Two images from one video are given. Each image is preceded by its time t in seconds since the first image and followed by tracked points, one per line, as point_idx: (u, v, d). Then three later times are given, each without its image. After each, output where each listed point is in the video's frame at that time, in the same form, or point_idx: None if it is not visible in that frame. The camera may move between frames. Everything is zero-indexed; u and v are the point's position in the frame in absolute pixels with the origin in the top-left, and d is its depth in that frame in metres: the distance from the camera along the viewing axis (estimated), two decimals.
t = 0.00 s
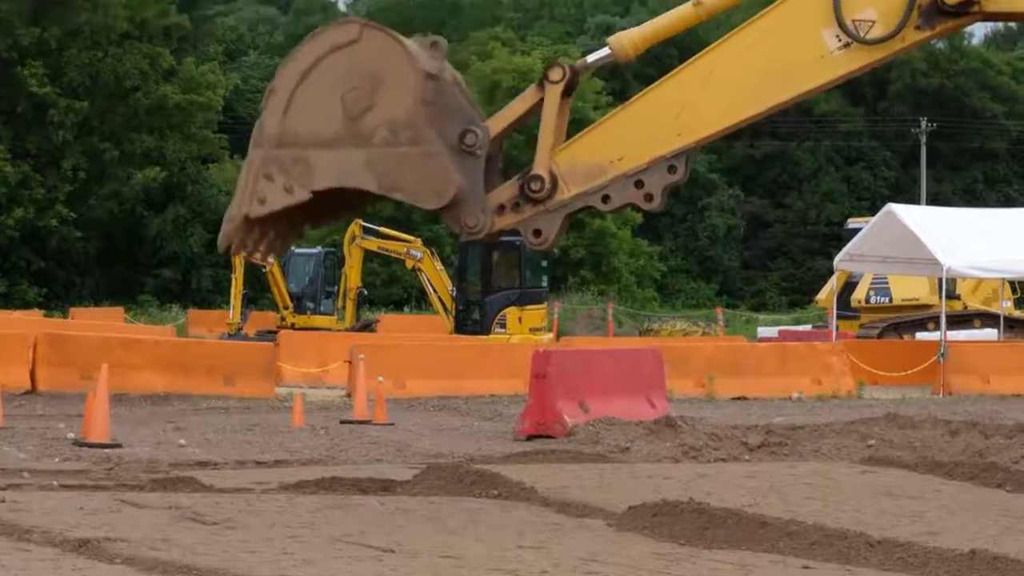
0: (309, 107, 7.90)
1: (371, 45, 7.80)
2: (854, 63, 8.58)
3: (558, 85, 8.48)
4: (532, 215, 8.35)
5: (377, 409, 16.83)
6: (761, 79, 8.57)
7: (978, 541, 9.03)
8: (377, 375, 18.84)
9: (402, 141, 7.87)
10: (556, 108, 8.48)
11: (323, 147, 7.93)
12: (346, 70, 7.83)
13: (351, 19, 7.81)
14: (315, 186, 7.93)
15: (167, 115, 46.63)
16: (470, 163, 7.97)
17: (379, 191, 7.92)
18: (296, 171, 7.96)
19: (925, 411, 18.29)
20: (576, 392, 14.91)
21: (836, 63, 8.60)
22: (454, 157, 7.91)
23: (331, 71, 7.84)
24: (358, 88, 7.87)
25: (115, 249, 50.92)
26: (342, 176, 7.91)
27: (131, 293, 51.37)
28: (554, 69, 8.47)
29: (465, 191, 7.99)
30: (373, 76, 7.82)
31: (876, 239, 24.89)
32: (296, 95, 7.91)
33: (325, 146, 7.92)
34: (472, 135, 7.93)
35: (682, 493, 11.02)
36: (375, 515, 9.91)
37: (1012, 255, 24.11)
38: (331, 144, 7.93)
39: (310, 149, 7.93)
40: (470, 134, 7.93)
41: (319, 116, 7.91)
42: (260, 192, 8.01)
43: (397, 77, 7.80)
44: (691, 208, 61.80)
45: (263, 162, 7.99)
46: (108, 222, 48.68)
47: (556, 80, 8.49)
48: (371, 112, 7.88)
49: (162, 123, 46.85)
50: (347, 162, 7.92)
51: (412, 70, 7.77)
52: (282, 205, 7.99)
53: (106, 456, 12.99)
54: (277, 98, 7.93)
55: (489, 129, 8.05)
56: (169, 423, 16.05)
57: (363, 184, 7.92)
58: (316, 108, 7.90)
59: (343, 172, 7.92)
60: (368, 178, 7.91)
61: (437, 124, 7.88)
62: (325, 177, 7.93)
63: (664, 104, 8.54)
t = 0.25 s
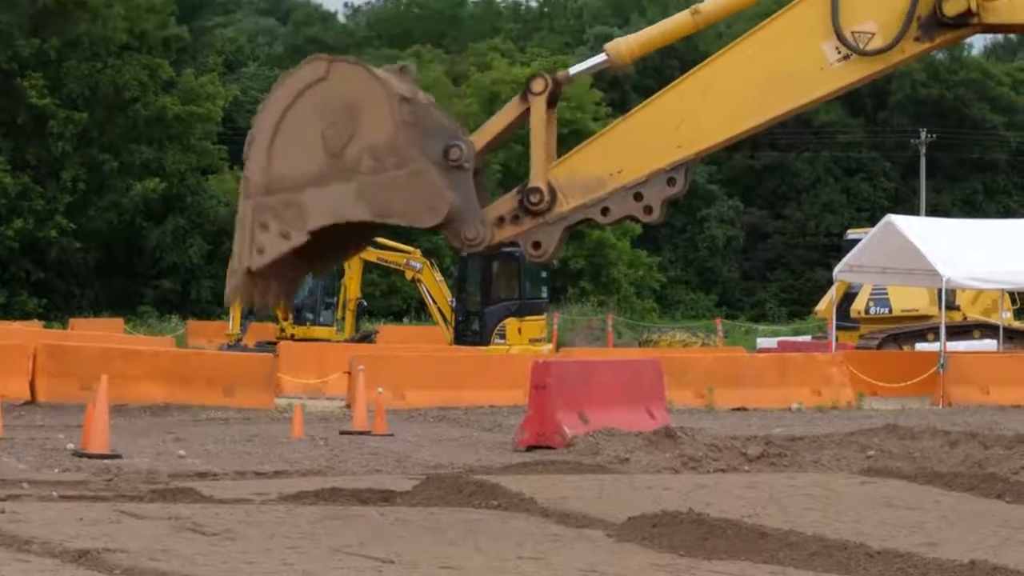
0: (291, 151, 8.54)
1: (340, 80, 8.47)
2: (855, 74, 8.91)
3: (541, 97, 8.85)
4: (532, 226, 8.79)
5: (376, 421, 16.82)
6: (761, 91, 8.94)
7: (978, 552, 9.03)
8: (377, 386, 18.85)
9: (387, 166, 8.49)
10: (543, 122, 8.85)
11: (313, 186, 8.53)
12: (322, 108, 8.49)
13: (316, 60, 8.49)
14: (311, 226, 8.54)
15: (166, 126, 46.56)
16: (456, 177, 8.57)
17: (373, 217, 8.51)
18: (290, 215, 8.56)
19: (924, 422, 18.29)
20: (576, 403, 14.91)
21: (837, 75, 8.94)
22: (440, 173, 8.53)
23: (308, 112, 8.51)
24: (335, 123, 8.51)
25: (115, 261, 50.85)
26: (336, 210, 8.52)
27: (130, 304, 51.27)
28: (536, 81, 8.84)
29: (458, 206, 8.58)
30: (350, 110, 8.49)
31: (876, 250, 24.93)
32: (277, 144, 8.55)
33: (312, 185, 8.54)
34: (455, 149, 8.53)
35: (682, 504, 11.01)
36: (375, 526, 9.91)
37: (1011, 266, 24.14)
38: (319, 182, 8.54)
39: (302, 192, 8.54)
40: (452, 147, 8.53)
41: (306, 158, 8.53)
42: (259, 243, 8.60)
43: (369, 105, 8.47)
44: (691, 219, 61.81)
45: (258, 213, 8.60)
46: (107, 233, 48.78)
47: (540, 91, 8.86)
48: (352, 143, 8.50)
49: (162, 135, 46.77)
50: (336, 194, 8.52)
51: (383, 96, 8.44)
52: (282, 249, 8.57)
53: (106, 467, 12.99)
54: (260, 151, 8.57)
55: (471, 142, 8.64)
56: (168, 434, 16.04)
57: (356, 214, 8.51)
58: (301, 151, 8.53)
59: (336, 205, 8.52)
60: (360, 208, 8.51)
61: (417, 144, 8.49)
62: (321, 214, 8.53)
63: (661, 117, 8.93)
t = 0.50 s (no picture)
0: (278, 195, 8.88)
1: (311, 117, 8.89)
2: (854, 79, 8.94)
3: (523, 103, 9.00)
4: (532, 231, 8.98)
5: (376, 425, 16.80)
6: (761, 96, 8.98)
7: (977, 557, 9.04)
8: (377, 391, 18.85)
9: (374, 188, 8.84)
10: (528, 126, 9.02)
11: (307, 223, 8.84)
12: (299, 147, 8.88)
13: (283, 104, 8.91)
14: (313, 262, 8.81)
15: (166, 131, 46.46)
16: (441, 186, 8.88)
17: (370, 240, 8.81)
18: (291, 258, 8.84)
19: (924, 427, 18.32)
20: (575, 409, 14.91)
21: (836, 80, 8.96)
22: (426, 186, 8.86)
23: (288, 153, 8.89)
24: (316, 159, 8.89)
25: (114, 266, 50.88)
26: (334, 242, 8.81)
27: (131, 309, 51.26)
28: (515, 88, 8.99)
29: (453, 215, 8.87)
30: (327, 145, 8.88)
31: (875, 255, 24.97)
32: (263, 193, 8.91)
33: (306, 224, 8.84)
34: (437, 160, 8.87)
35: (683, 509, 11.01)
36: (374, 531, 9.92)
37: (1011, 271, 24.15)
38: (312, 219, 8.85)
39: (297, 232, 8.84)
40: (433, 159, 8.87)
41: (294, 199, 8.87)
42: (266, 291, 8.85)
43: (344, 135, 8.87)
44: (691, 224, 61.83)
45: (258, 263, 8.87)
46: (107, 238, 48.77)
47: (519, 99, 9.00)
48: (336, 174, 8.87)
49: (161, 140, 46.82)
50: (331, 227, 8.83)
51: (355, 124, 8.86)
52: (290, 291, 8.82)
53: (106, 472, 13.00)
54: (248, 203, 8.91)
55: (453, 152, 8.97)
56: (169, 439, 16.06)
57: (354, 241, 8.81)
58: (288, 192, 8.87)
59: (333, 236, 8.82)
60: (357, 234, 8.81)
61: (399, 161, 8.85)
62: (320, 248, 8.82)
63: (659, 124, 9.00)
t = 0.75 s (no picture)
0: (272, 243, 8.85)
1: (287, 159, 8.90)
2: (855, 81, 9.18)
3: (506, 111, 9.13)
4: (532, 234, 9.15)
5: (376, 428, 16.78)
6: (761, 98, 9.20)
7: (978, 559, 9.03)
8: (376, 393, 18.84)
9: (367, 212, 8.87)
10: (513, 134, 9.16)
11: (310, 264, 8.84)
12: (283, 191, 8.88)
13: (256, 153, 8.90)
14: (324, 301, 8.80)
15: (166, 133, 46.46)
16: (432, 198, 8.95)
17: (376, 262, 8.83)
18: (301, 302, 8.80)
19: (924, 429, 18.34)
20: (575, 411, 14.93)
21: (836, 82, 9.20)
22: (417, 201, 8.91)
23: (272, 202, 8.88)
24: (301, 199, 8.89)
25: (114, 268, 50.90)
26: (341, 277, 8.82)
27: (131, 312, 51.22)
28: (495, 97, 9.13)
29: (449, 224, 8.94)
30: (309, 182, 8.89)
31: (875, 257, 24.98)
32: (256, 246, 8.88)
33: (307, 265, 8.84)
34: (423, 173, 8.93)
35: (682, 511, 11.01)
36: (374, 533, 9.93)
37: (1011, 272, 24.15)
38: (313, 258, 8.85)
39: (302, 276, 8.82)
40: (419, 172, 8.93)
41: (290, 244, 8.85)
42: (283, 340, 8.81)
43: (324, 170, 8.89)
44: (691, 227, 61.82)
45: (269, 315, 8.83)
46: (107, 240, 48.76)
47: (501, 107, 9.14)
48: (325, 208, 8.88)
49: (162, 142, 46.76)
50: (333, 262, 8.85)
51: (332, 157, 8.89)
52: (308, 334, 8.78)
53: (106, 474, 13.01)
54: (244, 259, 8.87)
55: (435, 164, 9.04)
56: (168, 441, 16.05)
57: (360, 270, 8.84)
58: (283, 239, 8.85)
59: (339, 269, 8.83)
60: (363, 262, 8.84)
61: (385, 182, 8.90)
62: (329, 284, 8.82)
63: (660, 126, 9.20)
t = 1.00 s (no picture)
0: (277, 292, 9.21)
1: (273, 209, 9.28)
2: (854, 82, 9.35)
3: (488, 120, 9.42)
4: (532, 235, 9.45)
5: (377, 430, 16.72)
6: (761, 100, 9.39)
7: (977, 560, 9.05)
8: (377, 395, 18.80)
9: (363, 238, 9.21)
10: (500, 142, 9.45)
11: (319, 301, 9.17)
12: (276, 239, 9.25)
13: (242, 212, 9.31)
14: (341, 332, 9.11)
15: (166, 135, 46.38)
16: (423, 210, 9.29)
17: (383, 282, 9.14)
18: (320, 338, 9.14)
19: (924, 431, 18.35)
20: (575, 413, 14.94)
21: (836, 83, 9.37)
22: (409, 218, 9.24)
23: (268, 251, 9.26)
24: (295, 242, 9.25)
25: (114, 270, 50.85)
26: (352, 304, 9.13)
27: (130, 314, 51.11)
28: (475, 109, 9.42)
29: (444, 233, 9.27)
30: (299, 223, 9.26)
31: (875, 260, 24.98)
32: (265, 298, 9.24)
33: (318, 304, 9.17)
34: (408, 189, 9.28)
35: (682, 513, 11.02)
36: (374, 534, 9.95)
37: (1011, 275, 24.15)
38: (320, 296, 9.18)
39: (315, 313, 9.16)
40: (403, 190, 9.29)
41: (295, 287, 9.20)
42: (313, 379, 9.14)
43: (311, 208, 9.26)
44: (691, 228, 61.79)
45: (293, 359, 9.16)
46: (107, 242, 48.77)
47: (483, 117, 9.43)
48: (320, 244, 9.23)
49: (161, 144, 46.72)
50: (341, 294, 9.16)
51: (316, 195, 9.27)
52: (331, 368, 9.11)
53: (106, 476, 13.01)
54: (257, 314, 9.24)
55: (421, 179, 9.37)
56: (168, 443, 16.04)
57: (369, 293, 9.14)
58: (287, 284, 9.21)
59: (348, 299, 9.16)
60: (371, 285, 9.14)
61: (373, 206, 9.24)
62: (342, 315, 9.13)
63: (660, 128, 9.43)
